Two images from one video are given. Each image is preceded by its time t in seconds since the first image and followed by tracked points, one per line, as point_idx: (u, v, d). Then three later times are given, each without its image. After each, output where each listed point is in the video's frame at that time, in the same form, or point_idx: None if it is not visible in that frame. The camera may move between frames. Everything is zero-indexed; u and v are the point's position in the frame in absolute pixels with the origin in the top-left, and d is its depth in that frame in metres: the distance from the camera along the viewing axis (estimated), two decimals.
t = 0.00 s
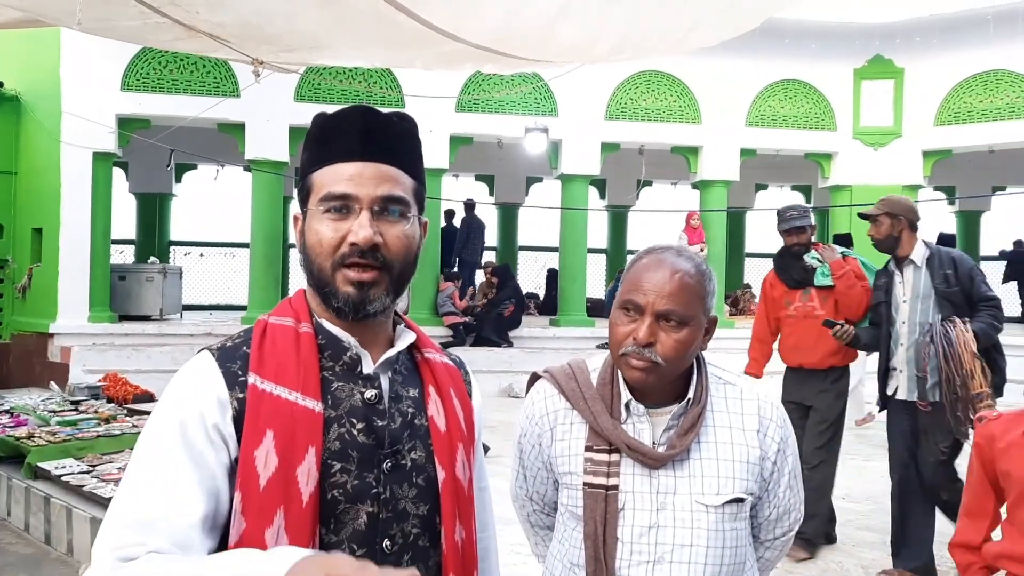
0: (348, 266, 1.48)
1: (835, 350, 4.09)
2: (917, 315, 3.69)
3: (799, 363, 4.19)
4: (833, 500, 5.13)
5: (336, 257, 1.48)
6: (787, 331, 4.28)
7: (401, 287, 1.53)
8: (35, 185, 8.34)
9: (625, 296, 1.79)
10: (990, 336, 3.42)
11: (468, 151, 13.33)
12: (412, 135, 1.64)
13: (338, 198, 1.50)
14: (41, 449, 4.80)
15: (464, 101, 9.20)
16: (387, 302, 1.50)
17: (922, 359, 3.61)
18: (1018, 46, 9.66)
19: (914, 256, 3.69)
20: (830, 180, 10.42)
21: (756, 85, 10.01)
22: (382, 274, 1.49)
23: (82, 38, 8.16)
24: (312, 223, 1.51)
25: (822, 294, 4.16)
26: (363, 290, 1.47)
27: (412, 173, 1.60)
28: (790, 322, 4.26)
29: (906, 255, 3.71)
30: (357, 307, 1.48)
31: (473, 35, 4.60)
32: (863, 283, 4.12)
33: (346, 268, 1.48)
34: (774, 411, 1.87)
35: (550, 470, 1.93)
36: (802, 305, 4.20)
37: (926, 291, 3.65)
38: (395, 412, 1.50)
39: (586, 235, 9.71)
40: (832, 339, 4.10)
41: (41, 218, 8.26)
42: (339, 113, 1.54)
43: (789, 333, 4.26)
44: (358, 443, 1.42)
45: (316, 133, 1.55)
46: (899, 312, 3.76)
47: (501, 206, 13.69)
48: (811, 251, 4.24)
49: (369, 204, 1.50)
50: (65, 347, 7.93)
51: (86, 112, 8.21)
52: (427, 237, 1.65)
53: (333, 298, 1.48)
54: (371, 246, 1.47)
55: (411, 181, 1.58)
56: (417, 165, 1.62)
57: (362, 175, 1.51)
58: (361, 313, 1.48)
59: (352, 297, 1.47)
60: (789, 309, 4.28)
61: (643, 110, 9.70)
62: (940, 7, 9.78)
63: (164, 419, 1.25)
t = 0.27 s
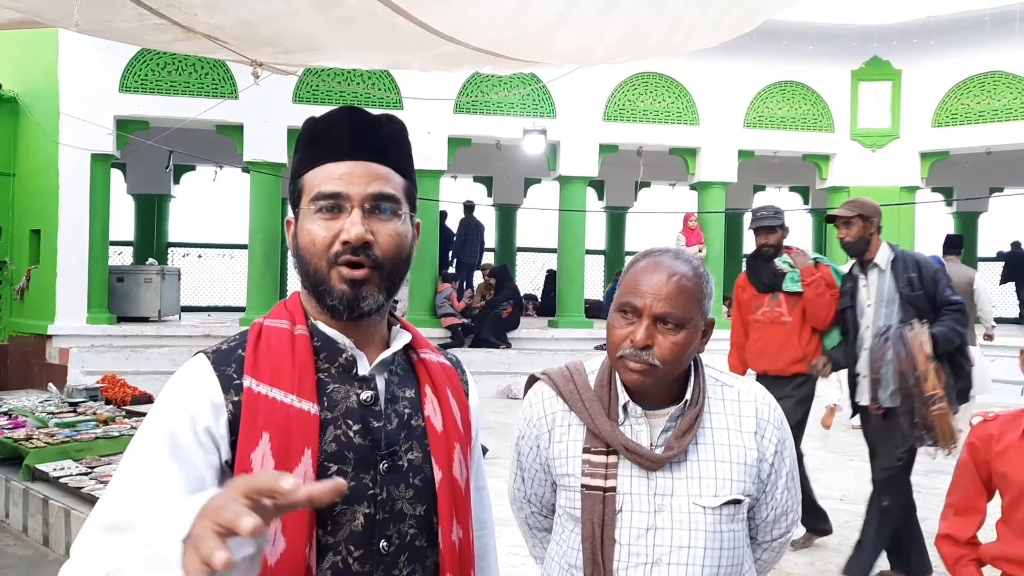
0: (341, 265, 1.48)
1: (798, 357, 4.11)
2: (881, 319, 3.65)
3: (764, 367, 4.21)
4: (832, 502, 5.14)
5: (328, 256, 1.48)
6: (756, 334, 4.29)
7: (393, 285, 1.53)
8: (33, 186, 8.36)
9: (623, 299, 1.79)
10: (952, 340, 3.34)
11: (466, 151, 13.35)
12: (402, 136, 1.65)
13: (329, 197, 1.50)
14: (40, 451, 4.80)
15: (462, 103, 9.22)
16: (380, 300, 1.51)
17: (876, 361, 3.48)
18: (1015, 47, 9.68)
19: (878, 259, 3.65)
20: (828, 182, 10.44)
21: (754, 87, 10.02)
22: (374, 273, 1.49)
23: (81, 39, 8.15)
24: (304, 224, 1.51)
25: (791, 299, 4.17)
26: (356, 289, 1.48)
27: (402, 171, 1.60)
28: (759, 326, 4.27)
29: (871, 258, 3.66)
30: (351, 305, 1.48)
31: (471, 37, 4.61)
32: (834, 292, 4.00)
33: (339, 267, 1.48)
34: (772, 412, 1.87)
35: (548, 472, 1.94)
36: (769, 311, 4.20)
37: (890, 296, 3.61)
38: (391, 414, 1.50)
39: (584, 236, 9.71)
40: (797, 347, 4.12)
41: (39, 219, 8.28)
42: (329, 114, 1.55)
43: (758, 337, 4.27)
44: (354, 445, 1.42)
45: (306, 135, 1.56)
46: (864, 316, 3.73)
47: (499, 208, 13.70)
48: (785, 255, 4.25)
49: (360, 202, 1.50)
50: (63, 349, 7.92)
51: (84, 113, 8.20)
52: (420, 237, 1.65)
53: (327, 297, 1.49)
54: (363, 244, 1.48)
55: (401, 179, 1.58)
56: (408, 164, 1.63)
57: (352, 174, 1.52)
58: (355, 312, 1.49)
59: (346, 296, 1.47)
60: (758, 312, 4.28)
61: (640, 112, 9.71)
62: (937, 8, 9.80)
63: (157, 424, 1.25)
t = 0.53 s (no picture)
0: (335, 264, 1.49)
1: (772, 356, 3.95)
2: (843, 322, 3.50)
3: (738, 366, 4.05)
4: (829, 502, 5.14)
5: (324, 256, 1.49)
6: (725, 333, 4.10)
7: (389, 285, 1.53)
8: (31, 187, 8.36)
9: (627, 305, 1.78)
10: (913, 348, 3.31)
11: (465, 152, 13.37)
12: (398, 135, 1.65)
13: (323, 197, 1.51)
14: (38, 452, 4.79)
15: (461, 104, 9.23)
16: (375, 299, 1.51)
17: (830, 370, 3.41)
18: (1013, 49, 9.70)
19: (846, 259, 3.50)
20: (826, 183, 10.45)
21: (752, 88, 10.03)
22: (369, 272, 1.49)
23: (78, 40, 8.15)
24: (299, 224, 1.52)
25: (762, 296, 3.98)
26: (351, 288, 1.48)
27: (398, 171, 1.60)
28: (729, 324, 4.08)
29: (836, 257, 3.55)
30: (346, 304, 1.48)
31: (470, 38, 4.61)
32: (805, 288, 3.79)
33: (334, 266, 1.49)
34: (770, 412, 1.88)
35: (546, 472, 1.94)
36: (739, 309, 4.02)
37: (853, 298, 3.48)
38: (388, 414, 1.51)
39: (582, 237, 9.72)
40: (771, 345, 3.97)
41: (37, 220, 8.28)
42: (324, 115, 1.55)
43: (728, 335, 4.08)
44: (351, 445, 1.43)
45: (302, 135, 1.57)
46: (828, 318, 3.59)
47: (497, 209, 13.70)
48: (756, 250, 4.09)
49: (355, 202, 1.51)
50: (61, 350, 7.91)
51: (82, 114, 8.20)
52: (416, 236, 1.66)
53: (321, 296, 1.49)
54: (357, 244, 1.48)
55: (397, 179, 1.59)
56: (404, 164, 1.63)
57: (347, 174, 1.52)
58: (350, 310, 1.49)
59: (340, 296, 1.48)
60: (728, 310, 4.09)
61: (639, 113, 9.72)
62: (935, 10, 9.82)
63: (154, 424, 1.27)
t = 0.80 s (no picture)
0: (332, 268, 1.48)
1: (740, 361, 3.69)
2: (805, 321, 3.46)
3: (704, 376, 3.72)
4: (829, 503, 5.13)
5: (320, 260, 1.48)
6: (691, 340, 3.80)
7: (386, 290, 1.52)
8: (30, 187, 8.36)
9: (638, 316, 1.75)
10: (874, 351, 3.25)
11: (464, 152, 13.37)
12: (399, 137, 1.64)
13: (322, 201, 1.50)
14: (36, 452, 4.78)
15: (460, 104, 9.22)
16: (372, 301, 1.50)
17: (789, 373, 3.40)
18: (1012, 51, 9.70)
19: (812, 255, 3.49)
20: (825, 184, 10.45)
21: (752, 89, 10.03)
22: (365, 274, 1.48)
23: (78, 40, 8.13)
24: (297, 226, 1.51)
25: (724, 302, 3.72)
26: (346, 292, 1.47)
27: (398, 174, 1.59)
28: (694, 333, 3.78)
29: (802, 255, 3.55)
30: (341, 308, 1.47)
31: (470, 39, 4.60)
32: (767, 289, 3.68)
33: (330, 270, 1.48)
34: (770, 414, 1.87)
35: (545, 475, 1.93)
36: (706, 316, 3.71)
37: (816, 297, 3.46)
38: (386, 414, 1.50)
39: (581, 238, 9.72)
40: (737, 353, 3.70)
41: (36, 219, 8.27)
42: (324, 116, 1.55)
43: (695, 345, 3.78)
44: (348, 445, 1.42)
45: (302, 136, 1.56)
46: (789, 314, 3.55)
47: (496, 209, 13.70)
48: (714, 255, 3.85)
49: (353, 206, 1.50)
50: (59, 350, 7.90)
51: (81, 114, 8.19)
52: (416, 239, 1.64)
53: (317, 298, 1.48)
54: (353, 249, 1.47)
55: (397, 182, 1.58)
56: (405, 167, 1.63)
57: (346, 177, 1.51)
58: (346, 312, 1.48)
59: (336, 299, 1.47)
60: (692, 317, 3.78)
61: (638, 114, 9.71)
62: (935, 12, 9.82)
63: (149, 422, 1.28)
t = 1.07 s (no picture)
0: (329, 270, 1.48)
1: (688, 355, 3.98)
2: (751, 327, 3.33)
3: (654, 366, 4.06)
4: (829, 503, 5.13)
5: (318, 261, 1.48)
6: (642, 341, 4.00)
7: (384, 291, 1.52)
8: (30, 186, 8.35)
9: (648, 330, 1.74)
10: (823, 358, 3.14)
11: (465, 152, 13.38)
12: (401, 136, 1.63)
13: (320, 201, 1.49)
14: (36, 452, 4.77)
15: (461, 103, 9.21)
16: (369, 306, 1.50)
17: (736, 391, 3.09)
18: (1013, 50, 9.70)
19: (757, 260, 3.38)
20: (827, 183, 10.45)
21: (753, 88, 10.02)
22: (362, 278, 1.48)
23: (79, 39, 8.13)
24: (295, 224, 1.51)
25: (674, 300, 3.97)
26: (343, 294, 1.47)
27: (399, 174, 1.59)
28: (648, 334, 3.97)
29: (748, 257, 3.41)
30: (338, 310, 1.47)
31: (470, 38, 4.60)
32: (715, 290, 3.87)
33: (327, 271, 1.48)
34: (770, 414, 1.87)
35: (546, 476, 1.93)
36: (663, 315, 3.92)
37: (763, 301, 3.34)
38: (384, 414, 1.50)
39: (582, 237, 9.71)
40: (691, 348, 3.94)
41: (36, 218, 8.27)
42: (327, 115, 1.54)
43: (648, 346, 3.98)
44: (347, 445, 1.42)
45: (304, 134, 1.56)
46: (732, 322, 3.37)
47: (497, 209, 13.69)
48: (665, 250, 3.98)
49: (351, 208, 1.49)
50: (60, 349, 7.90)
51: (82, 113, 8.19)
52: (415, 241, 1.64)
53: (315, 300, 1.48)
54: (350, 251, 1.47)
55: (398, 183, 1.57)
56: (406, 166, 1.62)
57: (345, 178, 1.50)
58: (342, 317, 1.48)
59: (333, 301, 1.47)
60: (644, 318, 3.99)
61: (639, 113, 9.71)
62: (936, 11, 9.82)
63: (148, 417, 1.27)
